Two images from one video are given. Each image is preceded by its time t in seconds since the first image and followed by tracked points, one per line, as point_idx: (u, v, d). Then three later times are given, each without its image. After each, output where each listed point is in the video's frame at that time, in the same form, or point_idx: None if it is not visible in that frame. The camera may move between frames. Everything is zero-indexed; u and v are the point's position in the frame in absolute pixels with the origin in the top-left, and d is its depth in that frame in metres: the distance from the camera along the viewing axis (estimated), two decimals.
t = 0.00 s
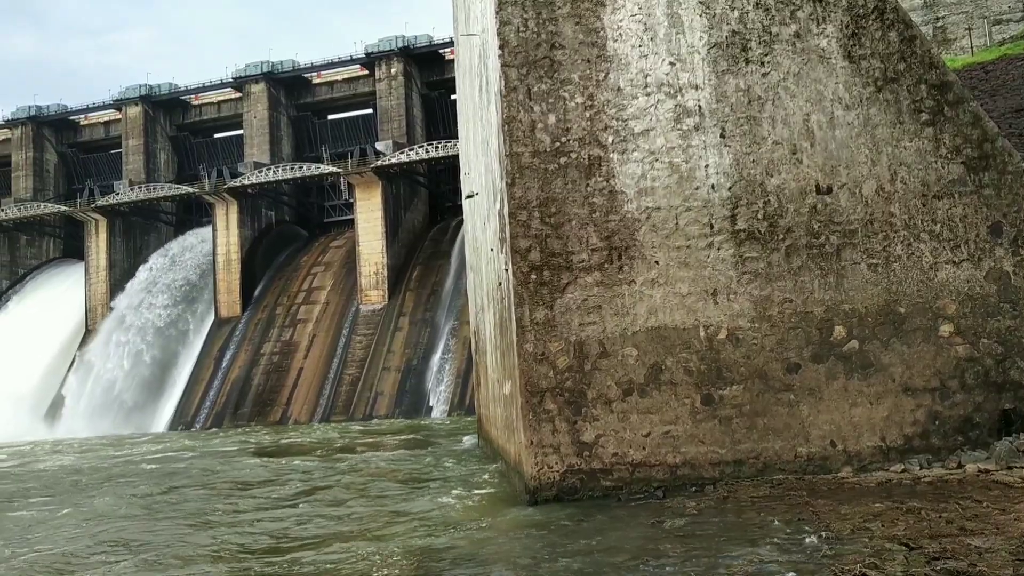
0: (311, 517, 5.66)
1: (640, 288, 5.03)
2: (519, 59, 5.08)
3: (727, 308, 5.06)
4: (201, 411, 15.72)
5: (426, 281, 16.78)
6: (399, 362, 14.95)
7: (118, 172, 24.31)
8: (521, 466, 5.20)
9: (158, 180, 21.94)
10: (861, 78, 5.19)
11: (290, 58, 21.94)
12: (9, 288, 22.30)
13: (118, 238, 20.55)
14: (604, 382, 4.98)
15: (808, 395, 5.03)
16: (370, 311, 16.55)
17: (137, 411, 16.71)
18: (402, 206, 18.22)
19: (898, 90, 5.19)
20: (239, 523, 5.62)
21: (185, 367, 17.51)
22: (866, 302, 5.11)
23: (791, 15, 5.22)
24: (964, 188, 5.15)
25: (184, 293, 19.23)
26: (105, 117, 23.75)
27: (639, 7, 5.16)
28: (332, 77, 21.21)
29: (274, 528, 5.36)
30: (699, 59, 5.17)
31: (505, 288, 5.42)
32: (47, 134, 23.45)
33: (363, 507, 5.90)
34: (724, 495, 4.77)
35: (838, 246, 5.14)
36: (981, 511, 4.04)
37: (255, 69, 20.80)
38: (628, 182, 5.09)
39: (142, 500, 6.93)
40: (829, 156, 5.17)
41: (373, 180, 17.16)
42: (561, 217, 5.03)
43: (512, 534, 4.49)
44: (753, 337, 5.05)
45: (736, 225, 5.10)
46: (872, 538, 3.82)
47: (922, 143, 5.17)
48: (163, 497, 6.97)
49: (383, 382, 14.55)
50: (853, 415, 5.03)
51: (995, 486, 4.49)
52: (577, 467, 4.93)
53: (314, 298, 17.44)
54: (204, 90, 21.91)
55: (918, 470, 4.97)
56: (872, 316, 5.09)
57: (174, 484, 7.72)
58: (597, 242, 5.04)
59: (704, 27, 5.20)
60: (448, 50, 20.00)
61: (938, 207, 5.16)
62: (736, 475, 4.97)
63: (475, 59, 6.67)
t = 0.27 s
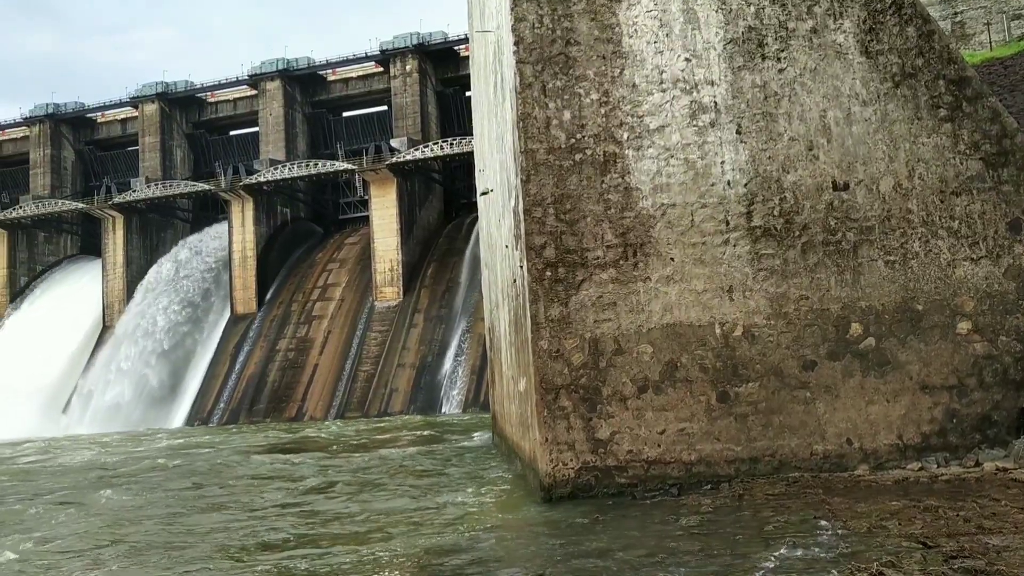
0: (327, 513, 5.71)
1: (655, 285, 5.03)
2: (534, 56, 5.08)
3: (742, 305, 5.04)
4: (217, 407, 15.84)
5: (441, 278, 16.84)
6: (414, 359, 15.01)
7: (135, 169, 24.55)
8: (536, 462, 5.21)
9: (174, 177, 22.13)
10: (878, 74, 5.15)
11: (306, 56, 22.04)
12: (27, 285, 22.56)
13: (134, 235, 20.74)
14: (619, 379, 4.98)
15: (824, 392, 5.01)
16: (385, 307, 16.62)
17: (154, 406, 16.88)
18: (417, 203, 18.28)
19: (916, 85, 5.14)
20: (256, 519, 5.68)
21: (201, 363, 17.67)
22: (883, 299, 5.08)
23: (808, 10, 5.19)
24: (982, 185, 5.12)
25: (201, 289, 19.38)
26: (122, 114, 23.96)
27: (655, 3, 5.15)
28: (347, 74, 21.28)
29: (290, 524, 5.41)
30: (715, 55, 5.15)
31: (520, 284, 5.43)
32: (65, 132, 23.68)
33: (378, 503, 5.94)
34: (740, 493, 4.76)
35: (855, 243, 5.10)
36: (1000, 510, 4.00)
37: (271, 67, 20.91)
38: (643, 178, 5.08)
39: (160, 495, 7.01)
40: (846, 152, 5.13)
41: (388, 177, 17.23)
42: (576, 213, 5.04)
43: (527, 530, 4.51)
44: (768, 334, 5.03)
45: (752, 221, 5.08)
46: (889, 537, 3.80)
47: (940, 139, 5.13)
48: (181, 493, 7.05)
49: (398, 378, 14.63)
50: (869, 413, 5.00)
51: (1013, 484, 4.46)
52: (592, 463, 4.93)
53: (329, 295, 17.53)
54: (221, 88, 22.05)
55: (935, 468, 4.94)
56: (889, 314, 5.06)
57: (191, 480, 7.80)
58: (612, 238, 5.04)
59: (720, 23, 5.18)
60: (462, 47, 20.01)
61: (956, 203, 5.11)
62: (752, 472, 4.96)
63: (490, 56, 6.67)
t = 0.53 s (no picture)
0: (343, 510, 5.75)
1: (672, 282, 5.02)
2: (551, 52, 5.08)
3: (760, 302, 5.02)
4: (235, 403, 15.97)
5: (457, 275, 16.88)
6: (431, 355, 15.06)
7: (154, 166, 24.79)
8: (552, 459, 5.22)
9: (192, 175, 22.31)
10: (897, 69, 5.11)
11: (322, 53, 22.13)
12: (47, 282, 22.82)
13: (152, 232, 20.95)
14: (635, 375, 4.98)
15: (842, 390, 4.98)
16: (402, 304, 16.68)
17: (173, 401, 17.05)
18: (433, 200, 18.33)
19: (936, 81, 5.10)
20: (271, 515, 5.73)
21: (220, 359, 17.83)
22: (902, 296, 5.04)
23: (826, 6, 5.15)
24: (1003, 180, 5.07)
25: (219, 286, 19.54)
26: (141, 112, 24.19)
27: None
28: (363, 71, 21.36)
29: (306, 521, 5.45)
30: (732, 50, 5.13)
31: (536, 281, 5.44)
32: (84, 130, 23.92)
33: (394, 499, 5.98)
34: (757, 490, 4.74)
35: (873, 240, 5.07)
36: (1021, 509, 3.96)
37: (288, 64, 21.02)
38: (659, 175, 5.07)
39: (178, 491, 7.09)
40: (865, 148, 5.10)
41: (404, 174, 17.28)
42: (593, 210, 5.04)
43: (542, 528, 4.52)
44: (786, 331, 5.01)
45: (770, 218, 5.05)
46: (907, 535, 3.78)
47: (960, 134, 5.08)
48: (198, 489, 7.12)
49: (414, 375, 14.69)
50: (888, 411, 4.97)
51: None
52: (608, 461, 4.94)
53: (345, 291, 17.62)
54: (238, 85, 22.20)
55: (955, 466, 4.90)
56: (908, 311, 5.02)
57: (209, 476, 7.88)
58: (629, 235, 5.04)
59: (738, 18, 5.15)
60: (478, 43, 20.03)
61: (976, 199, 5.07)
62: (769, 470, 4.94)
63: (506, 52, 6.68)
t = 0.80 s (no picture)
0: (360, 507, 5.78)
1: (689, 279, 5.01)
2: (567, 49, 5.09)
3: (777, 299, 5.00)
4: (252, 399, 16.09)
5: (473, 272, 16.90)
6: (447, 352, 15.10)
7: (172, 164, 25.01)
8: (569, 456, 5.24)
9: (210, 173, 22.48)
10: (917, 65, 5.06)
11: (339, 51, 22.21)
12: (67, 279, 23.10)
13: (171, 230, 21.13)
14: (652, 373, 4.98)
15: (860, 388, 4.95)
16: (418, 302, 16.72)
17: (192, 397, 17.22)
18: (449, 197, 18.35)
19: (956, 76, 5.05)
20: (288, 512, 5.78)
21: (238, 355, 17.98)
22: (921, 294, 5.00)
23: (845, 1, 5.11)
24: None
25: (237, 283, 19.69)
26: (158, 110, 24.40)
27: None
28: (379, 69, 21.42)
29: (323, 517, 5.49)
30: (750, 46, 5.10)
31: (553, 279, 5.45)
32: (103, 128, 24.19)
33: (410, 496, 6.02)
34: (774, 488, 4.73)
35: (892, 237, 5.03)
36: None
37: (304, 62, 21.10)
38: (676, 172, 5.06)
39: (195, 487, 7.17)
40: (883, 144, 5.05)
41: (421, 171, 17.32)
42: (609, 207, 5.04)
43: (557, 526, 4.53)
44: (804, 329, 4.99)
45: (787, 215, 5.03)
46: (925, 534, 3.76)
47: (981, 130, 5.03)
48: (216, 485, 7.19)
49: (430, 372, 14.73)
50: (906, 409, 4.93)
51: None
52: (625, 458, 4.94)
53: (362, 289, 17.70)
54: (255, 83, 22.33)
55: (974, 465, 4.85)
56: (927, 309, 4.97)
57: (226, 473, 7.95)
58: (645, 232, 5.04)
59: (755, 14, 5.12)
60: (494, 41, 20.02)
61: (997, 196, 5.02)
62: (787, 468, 4.92)
63: (523, 49, 6.68)
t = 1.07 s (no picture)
0: (375, 504, 5.81)
1: (706, 277, 5.00)
2: (584, 47, 5.09)
3: (795, 297, 4.98)
4: (270, 396, 16.21)
5: (490, 270, 16.93)
6: (464, 350, 15.14)
7: (190, 163, 25.24)
8: (586, 453, 5.24)
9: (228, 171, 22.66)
10: (937, 61, 5.01)
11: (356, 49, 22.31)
12: (87, 277, 23.37)
13: (189, 228, 21.31)
14: (669, 370, 4.97)
15: (879, 386, 4.91)
16: (434, 300, 16.78)
17: (211, 394, 17.37)
18: (466, 195, 18.40)
19: (976, 72, 5.00)
20: (304, 509, 5.82)
21: (256, 353, 18.13)
22: (940, 291, 4.95)
23: None
24: None
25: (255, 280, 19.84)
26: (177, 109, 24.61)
27: None
28: (396, 67, 21.48)
29: (338, 515, 5.52)
30: (767, 43, 5.08)
31: (569, 277, 5.46)
32: (122, 127, 24.43)
33: (426, 493, 6.05)
34: (792, 487, 4.71)
35: (911, 234, 4.99)
36: None
37: (321, 60, 21.21)
38: (694, 169, 5.05)
39: (212, 484, 7.23)
40: (903, 141, 5.01)
41: (438, 169, 17.37)
42: (626, 204, 5.04)
43: (573, 524, 4.53)
44: (822, 327, 4.96)
45: (805, 212, 5.00)
46: (945, 533, 3.73)
47: (1001, 127, 4.98)
48: (232, 482, 7.24)
49: (447, 369, 14.78)
50: (926, 408, 4.89)
51: None
52: (641, 456, 4.95)
53: (379, 286, 17.77)
54: (273, 82, 22.48)
55: (995, 464, 4.81)
56: (947, 306, 4.93)
57: (242, 470, 8.02)
58: (662, 230, 5.03)
59: (773, 11, 5.09)
60: (511, 38, 20.02)
61: (1019, 193, 4.96)
62: (805, 467, 4.90)
63: (540, 46, 6.67)
